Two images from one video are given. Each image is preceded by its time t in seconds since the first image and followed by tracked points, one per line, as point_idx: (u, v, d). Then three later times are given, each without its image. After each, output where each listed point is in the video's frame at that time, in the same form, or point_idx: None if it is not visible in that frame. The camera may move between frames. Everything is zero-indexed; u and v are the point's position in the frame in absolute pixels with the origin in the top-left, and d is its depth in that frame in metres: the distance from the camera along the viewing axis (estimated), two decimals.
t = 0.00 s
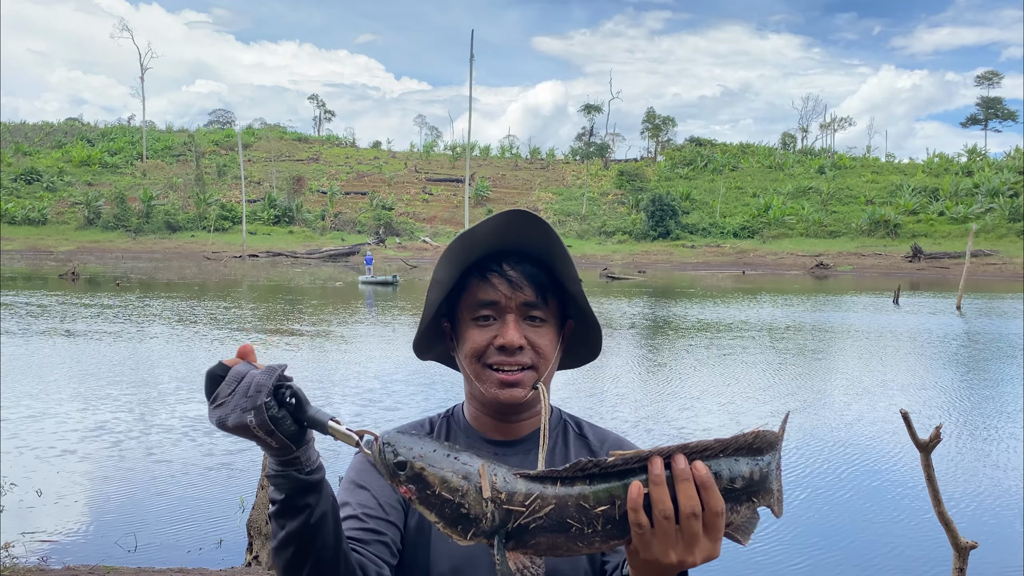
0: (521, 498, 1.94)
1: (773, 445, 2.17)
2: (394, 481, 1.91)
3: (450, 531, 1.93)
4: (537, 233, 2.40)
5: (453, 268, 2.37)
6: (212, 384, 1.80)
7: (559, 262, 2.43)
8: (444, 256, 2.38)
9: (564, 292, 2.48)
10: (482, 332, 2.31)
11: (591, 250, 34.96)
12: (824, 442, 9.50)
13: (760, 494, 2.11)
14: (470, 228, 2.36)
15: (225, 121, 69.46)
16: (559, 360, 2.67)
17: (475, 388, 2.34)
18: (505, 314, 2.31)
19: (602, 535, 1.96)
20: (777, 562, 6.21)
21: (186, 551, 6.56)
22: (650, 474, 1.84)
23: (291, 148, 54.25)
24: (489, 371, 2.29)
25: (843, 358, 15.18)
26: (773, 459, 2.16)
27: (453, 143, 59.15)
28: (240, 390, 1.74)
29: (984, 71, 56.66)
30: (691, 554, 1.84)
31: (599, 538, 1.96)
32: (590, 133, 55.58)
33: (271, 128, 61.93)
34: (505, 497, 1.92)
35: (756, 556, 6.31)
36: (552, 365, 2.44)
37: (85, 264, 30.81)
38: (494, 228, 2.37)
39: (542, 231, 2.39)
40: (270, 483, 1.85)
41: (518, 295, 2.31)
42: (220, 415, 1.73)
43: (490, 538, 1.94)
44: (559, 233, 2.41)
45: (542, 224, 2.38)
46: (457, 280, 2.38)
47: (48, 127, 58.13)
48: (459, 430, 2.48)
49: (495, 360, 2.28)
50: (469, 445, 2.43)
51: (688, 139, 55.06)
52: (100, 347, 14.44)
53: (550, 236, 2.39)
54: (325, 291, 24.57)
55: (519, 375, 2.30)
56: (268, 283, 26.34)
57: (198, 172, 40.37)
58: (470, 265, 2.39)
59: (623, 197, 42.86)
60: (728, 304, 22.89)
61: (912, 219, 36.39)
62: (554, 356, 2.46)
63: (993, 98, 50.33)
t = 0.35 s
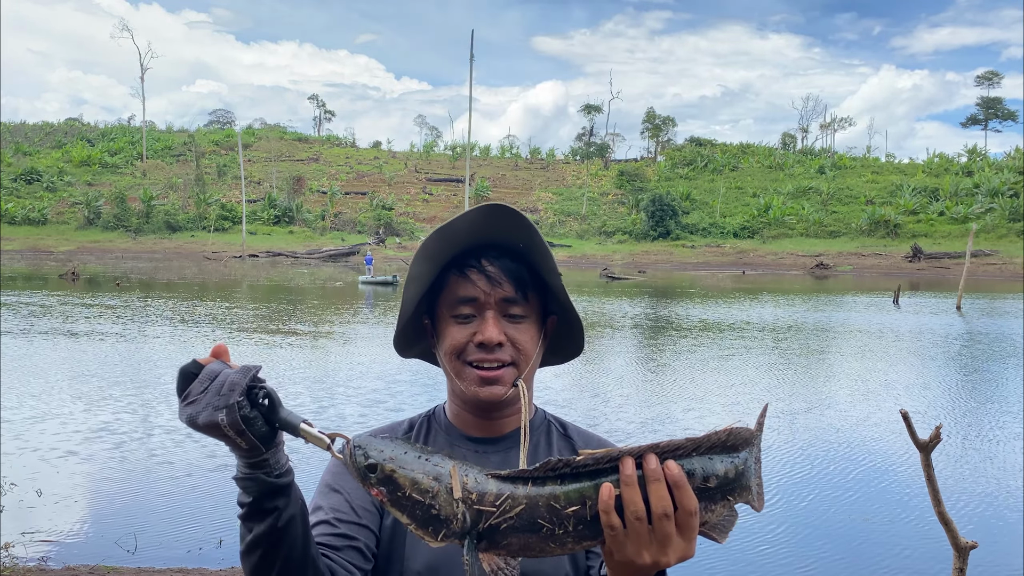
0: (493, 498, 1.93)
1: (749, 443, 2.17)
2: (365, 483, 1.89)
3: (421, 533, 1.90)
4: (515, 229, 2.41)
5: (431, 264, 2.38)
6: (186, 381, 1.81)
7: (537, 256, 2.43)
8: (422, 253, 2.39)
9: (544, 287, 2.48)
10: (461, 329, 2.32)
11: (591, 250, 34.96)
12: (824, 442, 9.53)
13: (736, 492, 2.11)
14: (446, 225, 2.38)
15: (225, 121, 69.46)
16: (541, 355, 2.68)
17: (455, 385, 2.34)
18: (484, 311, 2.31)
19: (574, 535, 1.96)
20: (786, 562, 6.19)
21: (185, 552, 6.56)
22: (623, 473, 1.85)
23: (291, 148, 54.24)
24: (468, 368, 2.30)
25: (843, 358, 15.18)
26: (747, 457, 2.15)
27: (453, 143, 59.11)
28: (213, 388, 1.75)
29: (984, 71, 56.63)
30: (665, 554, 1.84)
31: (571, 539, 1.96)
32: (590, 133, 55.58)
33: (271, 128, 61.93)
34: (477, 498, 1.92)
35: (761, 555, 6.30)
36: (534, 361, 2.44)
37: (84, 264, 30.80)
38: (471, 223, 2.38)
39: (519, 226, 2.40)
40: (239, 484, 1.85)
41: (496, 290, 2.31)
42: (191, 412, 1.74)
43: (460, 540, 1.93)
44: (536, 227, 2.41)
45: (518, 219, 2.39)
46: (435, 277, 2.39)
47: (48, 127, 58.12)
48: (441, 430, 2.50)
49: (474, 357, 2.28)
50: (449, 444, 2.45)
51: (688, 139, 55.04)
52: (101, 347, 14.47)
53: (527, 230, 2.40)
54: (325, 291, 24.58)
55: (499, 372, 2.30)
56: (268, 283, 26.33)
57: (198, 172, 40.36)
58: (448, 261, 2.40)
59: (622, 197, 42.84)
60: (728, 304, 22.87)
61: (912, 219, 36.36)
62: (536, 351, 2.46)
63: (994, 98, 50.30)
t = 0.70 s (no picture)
0: (501, 510, 1.93)
1: (751, 446, 2.17)
2: (371, 501, 1.88)
3: (429, 548, 1.89)
4: (516, 230, 2.40)
5: (429, 263, 2.37)
6: (180, 403, 1.78)
7: (537, 258, 2.43)
8: (420, 253, 2.38)
9: (542, 288, 2.48)
10: (458, 329, 2.32)
11: (591, 250, 34.97)
12: (823, 441, 9.56)
13: (740, 495, 2.12)
14: (447, 225, 2.36)
15: (225, 121, 69.43)
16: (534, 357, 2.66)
17: (451, 385, 2.34)
18: (482, 311, 2.31)
19: (582, 543, 1.96)
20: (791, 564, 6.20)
21: (185, 552, 6.56)
22: (631, 478, 1.85)
23: (291, 148, 54.22)
24: (464, 369, 2.30)
25: (843, 358, 15.19)
26: (749, 457, 2.16)
27: (453, 143, 59.09)
28: (210, 408, 1.73)
29: (984, 71, 56.62)
30: (674, 558, 1.85)
31: (580, 546, 1.96)
32: (590, 133, 55.57)
33: (271, 128, 61.94)
34: (484, 511, 1.91)
35: (766, 557, 6.31)
36: (530, 362, 2.44)
37: (84, 264, 30.79)
38: (471, 223, 2.37)
39: (520, 226, 2.39)
40: (236, 506, 1.85)
41: (495, 291, 2.32)
42: (187, 434, 1.72)
43: (469, 554, 1.92)
44: (538, 229, 2.40)
45: (521, 220, 2.38)
46: (433, 275, 2.38)
47: (47, 127, 58.08)
48: (432, 431, 2.47)
49: (471, 358, 2.29)
50: (441, 446, 2.42)
51: (687, 139, 55.04)
52: (102, 347, 14.49)
53: (529, 232, 2.39)
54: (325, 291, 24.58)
55: (496, 373, 2.31)
56: (268, 283, 26.32)
57: (198, 172, 40.34)
58: (446, 261, 2.39)
59: (622, 197, 42.83)
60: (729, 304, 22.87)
61: (912, 219, 36.37)
62: (532, 353, 2.47)
63: (993, 98, 50.31)
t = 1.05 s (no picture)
0: (506, 532, 1.91)
1: (759, 467, 2.15)
2: (375, 529, 1.86)
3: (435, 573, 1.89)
4: (526, 231, 2.37)
5: (435, 263, 2.29)
6: (176, 440, 1.74)
7: (544, 260, 2.42)
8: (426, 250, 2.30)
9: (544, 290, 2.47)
10: (463, 332, 2.27)
11: (591, 250, 34.97)
12: (824, 442, 9.57)
13: (746, 517, 2.09)
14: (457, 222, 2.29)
15: (225, 121, 69.49)
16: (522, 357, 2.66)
17: (451, 390, 2.28)
18: (487, 314, 2.27)
19: (587, 563, 1.94)
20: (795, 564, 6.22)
21: (186, 551, 6.58)
22: (635, 497, 1.85)
23: (291, 148, 54.24)
24: (467, 372, 2.25)
25: (843, 358, 15.20)
26: (756, 480, 2.13)
27: (453, 143, 59.07)
28: (209, 443, 1.70)
29: (984, 72, 56.62)
30: None
31: (585, 565, 1.95)
32: (590, 133, 55.59)
33: (271, 128, 61.97)
34: (489, 534, 1.90)
35: (769, 559, 6.31)
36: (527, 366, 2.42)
37: (84, 264, 30.82)
38: (482, 222, 2.31)
39: (531, 228, 2.36)
40: (235, 540, 1.84)
41: (501, 294, 2.29)
42: (185, 471, 1.68)
43: None
44: (548, 232, 2.38)
45: (533, 222, 2.35)
46: (438, 276, 2.31)
47: (48, 127, 58.08)
48: (421, 432, 2.37)
49: (476, 362, 2.25)
50: (431, 446, 2.31)
51: (688, 138, 55.01)
52: (103, 347, 14.52)
53: (538, 234, 2.37)
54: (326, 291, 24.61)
55: (501, 376, 2.27)
56: (268, 283, 26.34)
57: (199, 172, 40.35)
58: (453, 261, 2.32)
59: (622, 197, 42.81)
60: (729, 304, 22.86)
61: (912, 219, 36.38)
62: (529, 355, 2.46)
63: (993, 98, 50.31)
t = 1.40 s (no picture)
0: (498, 547, 1.86)
1: (750, 474, 2.12)
2: (366, 549, 1.80)
3: None
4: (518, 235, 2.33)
5: (426, 266, 2.26)
6: (163, 464, 1.70)
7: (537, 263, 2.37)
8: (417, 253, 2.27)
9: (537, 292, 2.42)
10: (452, 336, 2.23)
11: (590, 250, 34.96)
12: (824, 443, 9.58)
13: (739, 524, 2.05)
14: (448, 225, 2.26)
15: (225, 121, 69.50)
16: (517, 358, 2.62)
17: (441, 395, 2.26)
18: (478, 318, 2.24)
19: (580, 573, 1.89)
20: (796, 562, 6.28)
21: (186, 551, 6.58)
22: (626, 506, 1.80)
23: (291, 148, 54.24)
24: (457, 376, 2.22)
25: (843, 358, 15.20)
26: (748, 487, 2.10)
27: (452, 143, 59.09)
28: (195, 467, 1.66)
29: (984, 72, 56.63)
30: None
31: None
32: (589, 133, 55.61)
33: (271, 128, 61.99)
34: (481, 549, 1.85)
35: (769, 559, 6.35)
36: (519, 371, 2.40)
37: (84, 265, 30.81)
38: (472, 225, 2.27)
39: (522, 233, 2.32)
40: (226, 560, 1.80)
41: (493, 299, 2.25)
42: (173, 496, 1.65)
43: None
44: (540, 234, 2.34)
45: (524, 225, 2.31)
46: (429, 280, 2.28)
47: (48, 127, 58.09)
48: (414, 439, 2.34)
49: (467, 368, 2.22)
50: (424, 453, 2.29)
51: (688, 139, 55.03)
52: (102, 347, 14.51)
53: (530, 236, 2.33)
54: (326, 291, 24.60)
55: (492, 383, 2.24)
56: (268, 282, 26.33)
57: (199, 172, 40.35)
58: (443, 265, 2.29)
59: (622, 197, 42.81)
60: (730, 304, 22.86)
61: (912, 219, 36.39)
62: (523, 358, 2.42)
63: (993, 98, 50.32)
